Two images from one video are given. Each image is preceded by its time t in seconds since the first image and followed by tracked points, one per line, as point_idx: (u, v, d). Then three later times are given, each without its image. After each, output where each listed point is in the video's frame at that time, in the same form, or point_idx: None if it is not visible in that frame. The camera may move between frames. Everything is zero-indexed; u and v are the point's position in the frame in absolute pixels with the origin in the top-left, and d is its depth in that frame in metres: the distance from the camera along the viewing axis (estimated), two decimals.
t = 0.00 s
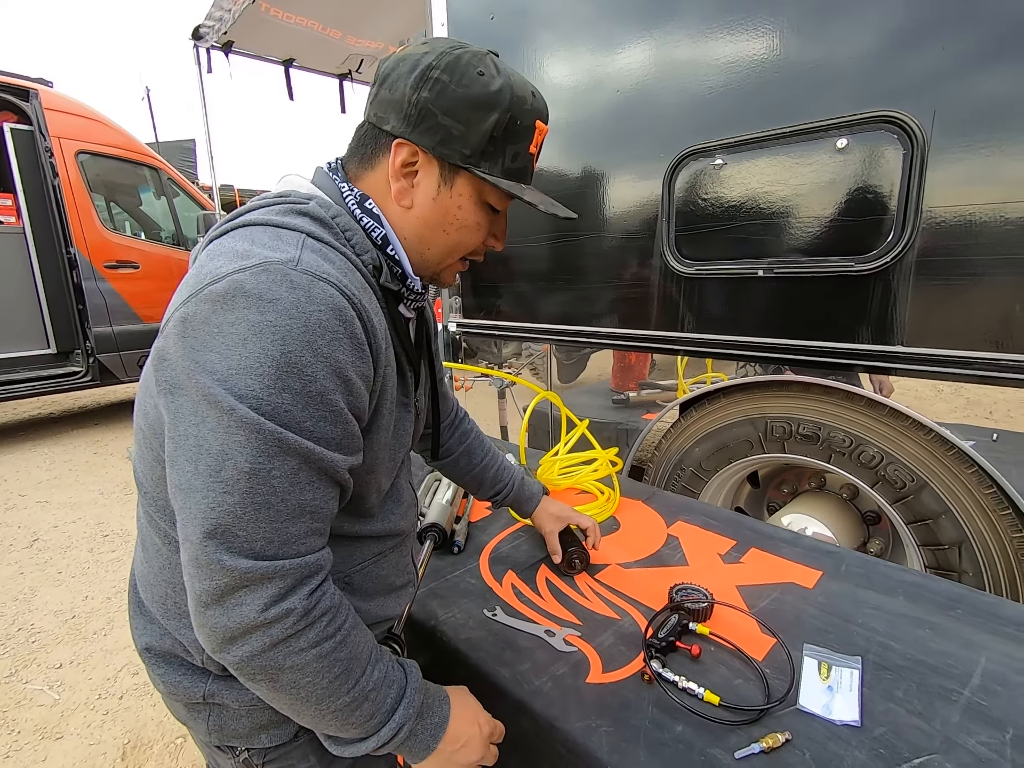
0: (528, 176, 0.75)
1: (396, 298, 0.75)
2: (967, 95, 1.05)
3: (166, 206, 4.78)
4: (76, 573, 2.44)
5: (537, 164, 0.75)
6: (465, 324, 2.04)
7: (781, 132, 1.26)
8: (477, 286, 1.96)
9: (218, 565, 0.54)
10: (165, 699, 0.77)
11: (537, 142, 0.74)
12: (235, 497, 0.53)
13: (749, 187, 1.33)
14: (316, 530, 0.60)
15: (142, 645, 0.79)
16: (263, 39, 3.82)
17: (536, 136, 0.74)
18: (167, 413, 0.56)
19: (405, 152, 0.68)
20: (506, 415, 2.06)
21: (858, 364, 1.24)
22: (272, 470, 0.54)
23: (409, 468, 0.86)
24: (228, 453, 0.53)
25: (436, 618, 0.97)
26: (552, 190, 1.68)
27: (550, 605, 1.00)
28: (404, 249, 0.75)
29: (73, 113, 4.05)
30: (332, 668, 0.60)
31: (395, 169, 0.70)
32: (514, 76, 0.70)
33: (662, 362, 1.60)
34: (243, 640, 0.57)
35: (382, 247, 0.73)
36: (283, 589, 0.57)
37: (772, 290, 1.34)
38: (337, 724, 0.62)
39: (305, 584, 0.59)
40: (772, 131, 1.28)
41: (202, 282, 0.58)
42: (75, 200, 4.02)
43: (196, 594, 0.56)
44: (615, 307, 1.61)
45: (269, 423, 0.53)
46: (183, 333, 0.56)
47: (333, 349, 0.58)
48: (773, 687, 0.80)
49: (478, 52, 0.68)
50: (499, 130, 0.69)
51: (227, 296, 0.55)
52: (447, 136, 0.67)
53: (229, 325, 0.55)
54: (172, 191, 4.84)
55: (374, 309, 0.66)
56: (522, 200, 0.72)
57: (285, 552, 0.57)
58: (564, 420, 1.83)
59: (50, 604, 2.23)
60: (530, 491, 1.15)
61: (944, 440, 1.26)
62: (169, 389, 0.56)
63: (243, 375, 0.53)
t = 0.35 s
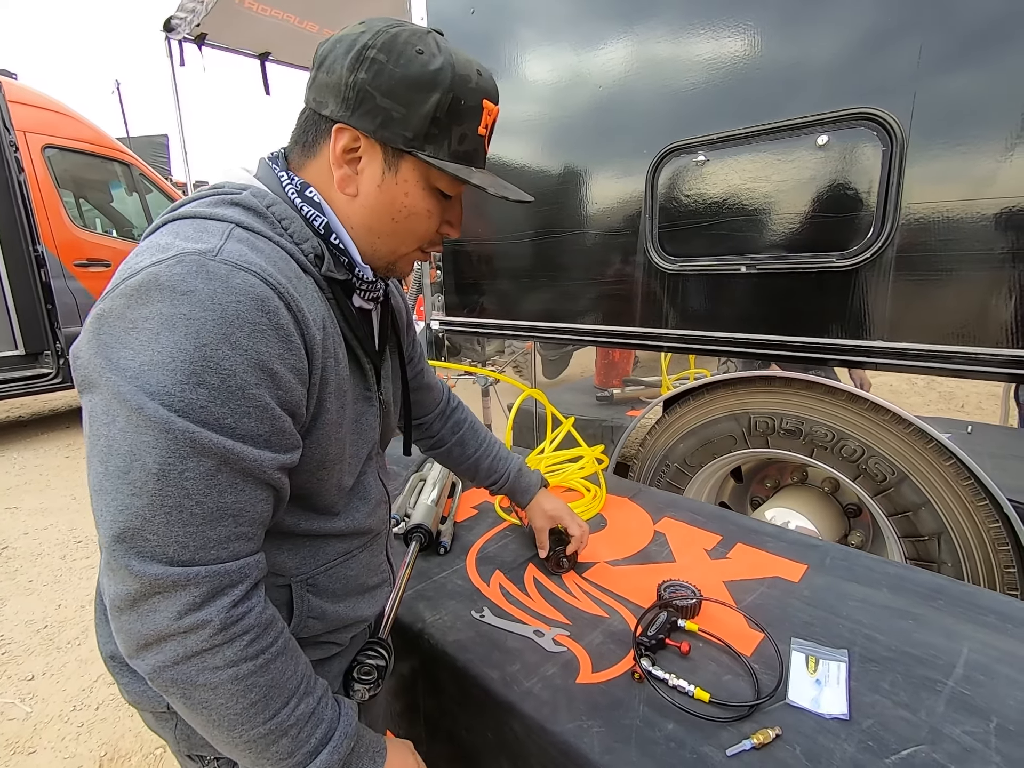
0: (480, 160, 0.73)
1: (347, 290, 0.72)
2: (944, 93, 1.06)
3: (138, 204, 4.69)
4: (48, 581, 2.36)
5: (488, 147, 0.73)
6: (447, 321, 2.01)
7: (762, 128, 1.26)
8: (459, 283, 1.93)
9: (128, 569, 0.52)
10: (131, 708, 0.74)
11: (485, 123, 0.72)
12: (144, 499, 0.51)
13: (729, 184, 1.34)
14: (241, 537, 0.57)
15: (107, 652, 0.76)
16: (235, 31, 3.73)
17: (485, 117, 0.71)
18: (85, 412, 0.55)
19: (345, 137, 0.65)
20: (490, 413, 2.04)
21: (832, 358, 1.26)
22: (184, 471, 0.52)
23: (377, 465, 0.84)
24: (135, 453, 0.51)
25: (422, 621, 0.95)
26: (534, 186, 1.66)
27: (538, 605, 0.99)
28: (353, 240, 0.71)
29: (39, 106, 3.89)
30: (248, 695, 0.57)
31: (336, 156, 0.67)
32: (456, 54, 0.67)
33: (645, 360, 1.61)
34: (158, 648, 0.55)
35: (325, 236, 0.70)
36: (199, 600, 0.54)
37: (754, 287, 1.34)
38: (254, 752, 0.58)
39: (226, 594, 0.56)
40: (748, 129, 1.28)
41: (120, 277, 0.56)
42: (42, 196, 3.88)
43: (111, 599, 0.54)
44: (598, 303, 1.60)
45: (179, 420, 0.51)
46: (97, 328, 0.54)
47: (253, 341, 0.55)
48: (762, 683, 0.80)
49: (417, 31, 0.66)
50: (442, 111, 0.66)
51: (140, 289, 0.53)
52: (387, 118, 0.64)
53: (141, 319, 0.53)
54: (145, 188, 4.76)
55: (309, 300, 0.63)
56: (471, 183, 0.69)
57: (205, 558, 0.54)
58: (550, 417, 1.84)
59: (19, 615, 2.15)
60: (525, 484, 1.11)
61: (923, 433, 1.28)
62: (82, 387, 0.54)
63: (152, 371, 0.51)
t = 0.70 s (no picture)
0: (459, 149, 0.70)
1: (326, 289, 0.70)
2: (949, 91, 1.05)
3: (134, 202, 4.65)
4: (43, 584, 2.34)
5: (465, 134, 0.70)
6: (447, 321, 1.99)
7: (763, 127, 1.25)
8: (458, 283, 1.92)
9: (94, 585, 0.51)
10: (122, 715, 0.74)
11: (462, 110, 0.69)
12: (108, 513, 0.50)
13: (731, 182, 1.33)
14: (213, 547, 0.55)
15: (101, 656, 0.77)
16: (232, 29, 3.70)
17: (461, 103, 0.69)
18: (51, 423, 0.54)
19: (315, 129, 0.63)
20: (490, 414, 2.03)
21: (826, 358, 1.26)
22: (148, 483, 0.50)
23: (368, 467, 0.82)
24: (98, 466, 0.49)
25: (424, 627, 0.94)
26: (534, 185, 1.65)
27: (541, 610, 0.97)
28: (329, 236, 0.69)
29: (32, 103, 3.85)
30: (221, 711, 0.55)
31: (306, 148, 0.65)
32: (428, 38, 0.65)
33: (645, 359, 1.60)
34: (129, 661, 0.54)
35: (300, 235, 0.67)
36: (168, 614, 0.52)
37: (756, 287, 1.33)
38: None
39: (197, 607, 0.54)
40: (747, 128, 1.27)
41: (84, 285, 0.55)
42: (37, 194, 3.85)
43: (82, 612, 0.53)
44: (599, 304, 1.58)
45: (142, 431, 0.49)
46: (60, 338, 0.53)
47: (218, 347, 0.53)
48: (770, 690, 0.79)
49: (386, 15, 0.64)
50: (413, 98, 0.64)
51: (101, 297, 0.52)
52: (356, 107, 0.62)
53: (101, 328, 0.51)
54: (140, 185, 4.75)
55: (278, 302, 0.61)
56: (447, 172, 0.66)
57: (173, 571, 0.53)
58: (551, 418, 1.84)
59: (14, 617, 2.13)
60: (541, 485, 1.09)
61: (926, 434, 1.27)
62: (48, 398, 0.53)
63: (111, 380, 0.49)
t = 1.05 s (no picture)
0: (445, 115, 0.67)
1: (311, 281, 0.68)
2: (968, 87, 1.02)
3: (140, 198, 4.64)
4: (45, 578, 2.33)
5: (452, 100, 0.67)
6: (451, 318, 1.97)
7: (773, 123, 1.22)
8: (462, 280, 1.90)
9: (50, 583, 0.49)
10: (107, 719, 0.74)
11: (446, 74, 0.66)
12: (65, 508, 0.48)
13: (741, 179, 1.30)
14: (179, 545, 0.54)
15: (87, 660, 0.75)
16: (237, 23, 3.68)
17: (445, 67, 0.66)
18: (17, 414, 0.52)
19: (294, 97, 0.63)
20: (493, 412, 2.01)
21: (835, 358, 1.24)
22: (107, 477, 0.48)
23: (359, 465, 0.81)
24: (55, 460, 0.48)
25: (423, 629, 0.92)
26: (539, 181, 1.62)
27: (543, 612, 0.96)
28: (311, 215, 0.67)
29: (38, 97, 3.84)
30: (187, 716, 0.54)
31: (285, 119, 0.64)
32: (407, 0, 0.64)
33: (649, 359, 1.56)
34: (92, 662, 0.52)
35: (285, 222, 0.66)
36: (129, 615, 0.50)
37: (765, 285, 1.30)
38: None
39: (161, 607, 0.52)
40: (756, 124, 1.25)
41: (53, 272, 0.53)
42: (43, 188, 3.84)
43: (44, 610, 0.52)
44: (604, 302, 1.56)
45: (100, 423, 0.47)
46: (26, 326, 0.51)
47: (185, 336, 0.51)
48: (778, 699, 0.76)
49: None
50: (389, 58, 0.61)
51: (66, 284, 0.50)
52: (329, 69, 0.60)
53: (65, 315, 0.49)
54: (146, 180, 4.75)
55: (253, 290, 0.59)
56: (428, 133, 0.63)
57: (136, 570, 0.51)
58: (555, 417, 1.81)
59: (16, 612, 2.12)
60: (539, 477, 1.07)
61: (939, 437, 1.24)
62: (13, 388, 0.51)
63: (69, 370, 0.47)
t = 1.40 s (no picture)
0: (420, 86, 0.63)
1: (312, 275, 0.68)
2: (975, 86, 1.00)
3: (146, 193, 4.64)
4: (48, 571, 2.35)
5: (428, 70, 0.63)
6: (452, 316, 1.96)
7: (775, 120, 1.21)
8: (464, 277, 1.89)
9: (45, 573, 0.48)
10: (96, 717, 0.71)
11: (420, 45, 0.62)
12: (62, 496, 0.47)
13: (742, 179, 1.29)
14: (176, 536, 0.53)
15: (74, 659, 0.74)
16: (244, 19, 3.67)
17: (417, 38, 0.62)
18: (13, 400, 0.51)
19: (275, 85, 0.64)
20: (494, 411, 2.00)
21: (840, 359, 1.22)
22: (106, 464, 0.48)
23: (353, 463, 0.80)
24: (53, 446, 0.47)
25: (416, 628, 0.92)
26: (542, 178, 1.61)
27: (537, 613, 0.95)
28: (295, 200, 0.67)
29: (46, 92, 3.85)
30: (178, 712, 0.53)
31: (268, 107, 0.65)
32: None
33: (653, 357, 1.54)
34: (82, 656, 0.51)
35: (284, 212, 0.66)
36: (125, 606, 0.50)
37: (768, 284, 1.28)
38: None
39: (157, 599, 0.51)
40: (760, 121, 1.23)
41: (54, 258, 0.53)
42: (49, 184, 3.86)
43: (35, 600, 0.51)
44: (605, 300, 1.55)
45: (102, 410, 0.47)
46: (26, 311, 0.51)
47: (190, 324, 0.51)
48: (772, 704, 0.75)
49: None
50: (355, 30, 0.60)
51: (69, 269, 0.50)
52: (299, 49, 0.61)
53: (66, 300, 0.49)
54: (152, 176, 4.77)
55: (257, 281, 0.59)
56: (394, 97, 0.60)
57: (133, 560, 0.50)
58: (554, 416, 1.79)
59: (18, 604, 2.14)
60: (522, 482, 1.08)
61: (942, 440, 1.22)
62: (10, 374, 0.51)
63: (73, 355, 0.47)
